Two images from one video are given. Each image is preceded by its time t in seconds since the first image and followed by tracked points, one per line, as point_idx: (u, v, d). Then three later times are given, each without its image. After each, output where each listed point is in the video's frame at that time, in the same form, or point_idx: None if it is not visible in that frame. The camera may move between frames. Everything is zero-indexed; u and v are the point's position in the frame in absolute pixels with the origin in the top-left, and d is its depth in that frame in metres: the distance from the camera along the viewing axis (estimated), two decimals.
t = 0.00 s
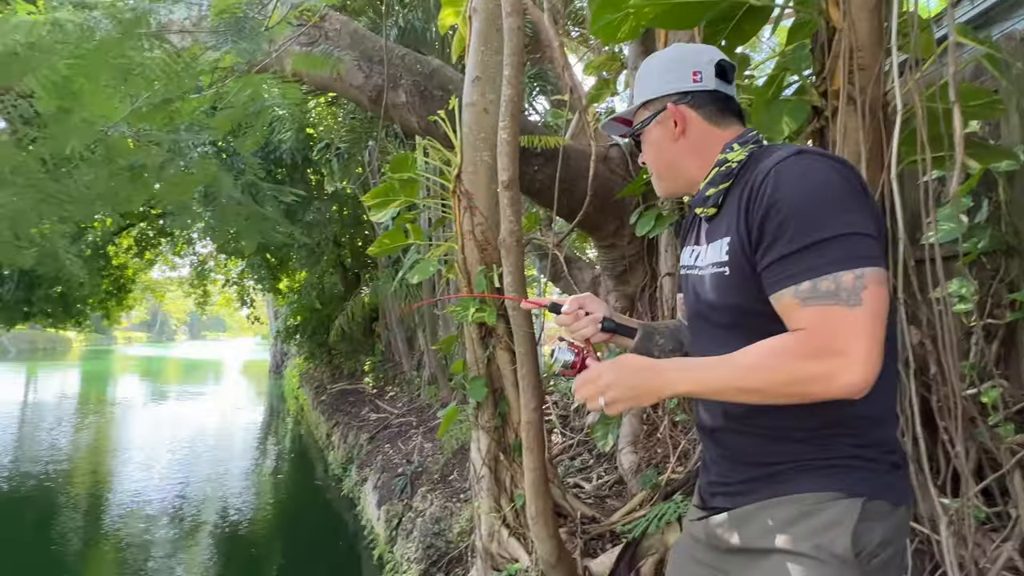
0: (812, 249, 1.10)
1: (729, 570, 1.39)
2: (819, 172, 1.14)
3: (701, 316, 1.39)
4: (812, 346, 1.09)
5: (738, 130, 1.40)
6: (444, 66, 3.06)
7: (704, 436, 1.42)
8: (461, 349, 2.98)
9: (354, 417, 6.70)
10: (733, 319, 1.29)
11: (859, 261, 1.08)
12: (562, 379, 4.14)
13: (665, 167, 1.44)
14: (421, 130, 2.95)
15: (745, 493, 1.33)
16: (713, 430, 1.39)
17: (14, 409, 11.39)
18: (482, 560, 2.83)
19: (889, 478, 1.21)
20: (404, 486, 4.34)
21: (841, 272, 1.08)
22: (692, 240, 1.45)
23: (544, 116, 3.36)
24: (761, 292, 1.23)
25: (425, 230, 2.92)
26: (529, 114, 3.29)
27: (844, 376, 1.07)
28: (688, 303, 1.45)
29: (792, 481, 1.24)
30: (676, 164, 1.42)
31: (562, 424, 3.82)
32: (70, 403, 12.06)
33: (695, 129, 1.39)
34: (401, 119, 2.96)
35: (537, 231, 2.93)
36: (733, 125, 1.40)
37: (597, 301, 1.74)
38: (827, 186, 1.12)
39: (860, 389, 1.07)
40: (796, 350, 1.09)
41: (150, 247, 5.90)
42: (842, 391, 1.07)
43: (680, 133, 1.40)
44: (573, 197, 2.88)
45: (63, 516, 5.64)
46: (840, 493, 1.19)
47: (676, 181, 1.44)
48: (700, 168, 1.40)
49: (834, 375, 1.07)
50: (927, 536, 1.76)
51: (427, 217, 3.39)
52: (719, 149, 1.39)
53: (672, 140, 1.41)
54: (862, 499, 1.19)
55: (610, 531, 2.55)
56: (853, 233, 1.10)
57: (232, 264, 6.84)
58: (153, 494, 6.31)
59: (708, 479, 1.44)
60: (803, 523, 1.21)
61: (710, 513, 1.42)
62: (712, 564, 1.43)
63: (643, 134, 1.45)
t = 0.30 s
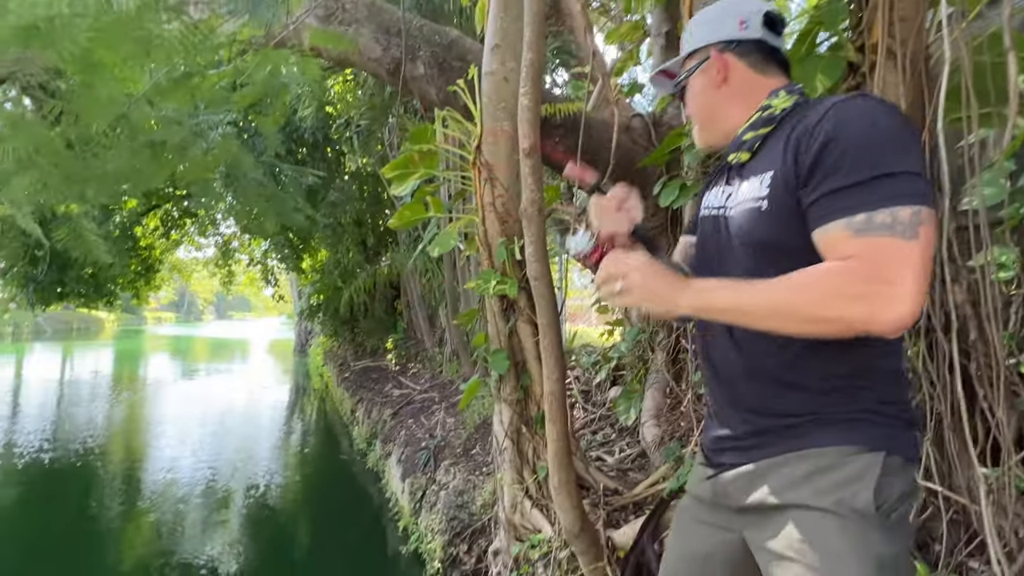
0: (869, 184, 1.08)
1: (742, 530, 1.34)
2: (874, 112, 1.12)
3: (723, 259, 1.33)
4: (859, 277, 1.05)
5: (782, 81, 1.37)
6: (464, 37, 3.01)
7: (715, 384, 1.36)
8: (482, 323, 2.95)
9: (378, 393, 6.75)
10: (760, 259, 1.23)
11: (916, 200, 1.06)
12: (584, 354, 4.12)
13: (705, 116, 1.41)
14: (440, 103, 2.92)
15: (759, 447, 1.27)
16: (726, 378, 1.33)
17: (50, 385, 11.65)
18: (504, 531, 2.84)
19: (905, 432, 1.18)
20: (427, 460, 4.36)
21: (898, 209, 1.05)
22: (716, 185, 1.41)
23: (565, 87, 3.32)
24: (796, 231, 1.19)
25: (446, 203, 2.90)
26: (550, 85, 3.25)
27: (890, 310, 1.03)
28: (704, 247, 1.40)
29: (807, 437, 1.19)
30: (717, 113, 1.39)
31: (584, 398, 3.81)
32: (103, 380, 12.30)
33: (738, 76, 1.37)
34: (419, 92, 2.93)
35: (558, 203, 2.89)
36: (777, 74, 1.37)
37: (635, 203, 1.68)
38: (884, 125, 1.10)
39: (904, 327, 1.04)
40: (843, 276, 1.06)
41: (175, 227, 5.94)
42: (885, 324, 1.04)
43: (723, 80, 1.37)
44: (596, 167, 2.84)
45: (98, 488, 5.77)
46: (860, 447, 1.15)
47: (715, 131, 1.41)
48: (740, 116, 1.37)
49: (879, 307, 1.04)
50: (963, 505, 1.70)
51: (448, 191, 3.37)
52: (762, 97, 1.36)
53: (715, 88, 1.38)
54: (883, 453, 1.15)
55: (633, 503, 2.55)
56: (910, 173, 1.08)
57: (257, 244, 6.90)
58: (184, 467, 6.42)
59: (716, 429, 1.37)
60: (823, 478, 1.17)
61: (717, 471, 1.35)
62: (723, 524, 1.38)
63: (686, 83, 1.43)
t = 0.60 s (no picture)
0: (966, 117, 1.08)
1: (759, 486, 1.31)
2: (968, 52, 1.14)
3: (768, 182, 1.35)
4: (946, 208, 1.06)
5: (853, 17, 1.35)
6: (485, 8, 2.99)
7: (732, 327, 1.32)
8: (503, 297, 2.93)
9: (400, 370, 6.80)
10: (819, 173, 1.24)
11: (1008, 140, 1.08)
12: (606, 328, 4.11)
13: (770, 46, 1.38)
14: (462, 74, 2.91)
15: (776, 392, 1.24)
16: (746, 319, 1.29)
17: (82, 364, 11.87)
18: (527, 501, 2.85)
19: (927, 377, 1.16)
20: (451, 434, 4.39)
21: (992, 145, 1.06)
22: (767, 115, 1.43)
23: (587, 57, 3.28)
24: (862, 148, 1.20)
25: (467, 175, 2.88)
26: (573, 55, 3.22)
27: (965, 246, 1.07)
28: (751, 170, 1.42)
29: (827, 382, 1.18)
30: (784, 44, 1.37)
31: (606, 373, 3.80)
32: (135, 359, 12.55)
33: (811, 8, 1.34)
34: (441, 64, 2.92)
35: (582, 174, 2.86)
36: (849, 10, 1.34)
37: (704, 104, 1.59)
38: (977, 66, 1.12)
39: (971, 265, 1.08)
40: (931, 205, 1.07)
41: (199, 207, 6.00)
42: (959, 260, 1.07)
43: (796, 10, 1.34)
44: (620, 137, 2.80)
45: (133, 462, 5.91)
46: (882, 393, 1.14)
47: (777, 64, 1.39)
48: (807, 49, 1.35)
49: (957, 241, 1.07)
50: (1002, 471, 1.67)
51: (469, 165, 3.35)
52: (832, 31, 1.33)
53: (786, 18, 1.35)
54: (908, 399, 1.14)
55: (656, 474, 2.54)
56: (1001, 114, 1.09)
57: (280, 225, 6.94)
58: (212, 442, 6.53)
59: (729, 372, 1.33)
60: (848, 426, 1.16)
61: (731, 426, 1.32)
62: (737, 483, 1.34)
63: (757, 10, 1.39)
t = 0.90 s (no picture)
0: (963, 69, 0.96)
1: (795, 454, 1.22)
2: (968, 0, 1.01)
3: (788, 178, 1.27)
4: (954, 163, 0.95)
5: None
6: None
7: (767, 304, 1.27)
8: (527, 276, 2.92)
9: (425, 350, 6.86)
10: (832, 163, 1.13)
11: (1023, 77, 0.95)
12: (629, 309, 4.10)
13: (779, 29, 1.35)
14: (484, 53, 2.89)
15: (805, 366, 1.18)
16: (780, 296, 1.23)
17: (119, 343, 12.19)
18: (552, 477, 2.88)
19: (970, 345, 1.07)
20: (474, 413, 4.41)
21: (998, 88, 0.95)
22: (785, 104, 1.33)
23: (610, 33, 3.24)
24: (874, 131, 1.09)
25: (491, 154, 2.88)
26: (595, 31, 3.17)
27: (986, 198, 0.95)
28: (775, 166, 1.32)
29: (854, 356, 1.11)
30: (791, 25, 1.34)
31: (630, 353, 3.80)
32: (168, 339, 12.84)
33: None
34: (463, 42, 2.90)
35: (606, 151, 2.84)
36: None
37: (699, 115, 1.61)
38: (978, 12, 1.00)
39: (999, 217, 0.96)
40: (933, 164, 0.97)
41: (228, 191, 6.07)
42: (979, 213, 0.95)
43: None
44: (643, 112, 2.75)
45: (168, 438, 6.05)
46: (914, 362, 1.05)
47: (787, 47, 1.36)
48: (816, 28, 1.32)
49: (974, 195, 0.95)
50: None
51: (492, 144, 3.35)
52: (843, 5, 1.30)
53: None
54: (940, 366, 1.04)
55: (680, 451, 2.53)
56: (1014, 51, 0.97)
57: (305, 208, 7.01)
58: (245, 420, 6.64)
59: (763, 355, 1.30)
60: (876, 392, 1.07)
61: (768, 395, 1.26)
62: (775, 449, 1.26)
63: None
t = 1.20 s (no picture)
0: (995, 25, 0.88)
1: (833, 423, 1.18)
2: None
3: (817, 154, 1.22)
4: (978, 126, 0.88)
5: None
6: None
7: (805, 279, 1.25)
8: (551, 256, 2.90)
9: (447, 332, 6.89)
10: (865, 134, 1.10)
11: None
12: (653, 290, 4.08)
13: None
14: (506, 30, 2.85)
15: (846, 337, 1.15)
16: (819, 269, 1.20)
17: (149, 325, 12.45)
18: (575, 456, 2.89)
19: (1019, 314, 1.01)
20: (496, 393, 4.43)
21: None
22: (817, 78, 1.30)
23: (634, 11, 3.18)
24: (907, 100, 1.05)
25: (515, 133, 2.85)
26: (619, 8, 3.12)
27: (1010, 163, 0.87)
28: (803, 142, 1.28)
29: (897, 326, 1.06)
30: None
31: (653, 335, 3.78)
32: (196, 321, 13.04)
33: None
34: (486, 20, 2.86)
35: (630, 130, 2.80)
36: None
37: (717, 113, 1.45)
38: None
39: None
40: (955, 127, 0.89)
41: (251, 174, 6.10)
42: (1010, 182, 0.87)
43: None
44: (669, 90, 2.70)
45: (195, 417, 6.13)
46: (961, 328, 0.99)
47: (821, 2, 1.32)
48: None
49: (996, 161, 0.87)
50: None
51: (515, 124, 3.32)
52: None
53: None
54: (989, 332, 0.98)
55: (704, 431, 2.53)
56: None
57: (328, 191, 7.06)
58: (272, 400, 6.70)
59: (802, 331, 1.28)
60: (922, 357, 1.01)
61: (808, 366, 1.22)
62: (813, 419, 1.22)
63: None
